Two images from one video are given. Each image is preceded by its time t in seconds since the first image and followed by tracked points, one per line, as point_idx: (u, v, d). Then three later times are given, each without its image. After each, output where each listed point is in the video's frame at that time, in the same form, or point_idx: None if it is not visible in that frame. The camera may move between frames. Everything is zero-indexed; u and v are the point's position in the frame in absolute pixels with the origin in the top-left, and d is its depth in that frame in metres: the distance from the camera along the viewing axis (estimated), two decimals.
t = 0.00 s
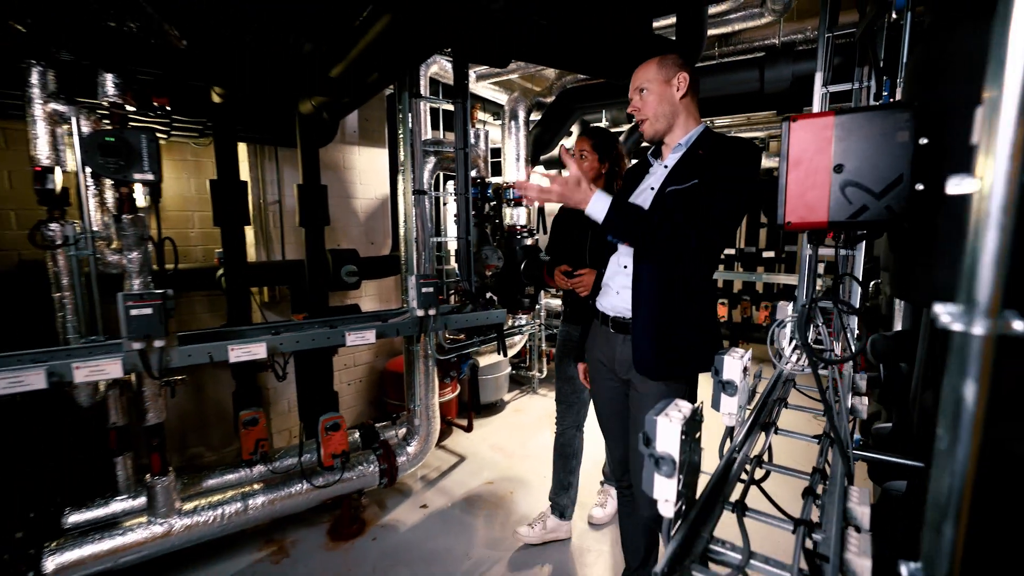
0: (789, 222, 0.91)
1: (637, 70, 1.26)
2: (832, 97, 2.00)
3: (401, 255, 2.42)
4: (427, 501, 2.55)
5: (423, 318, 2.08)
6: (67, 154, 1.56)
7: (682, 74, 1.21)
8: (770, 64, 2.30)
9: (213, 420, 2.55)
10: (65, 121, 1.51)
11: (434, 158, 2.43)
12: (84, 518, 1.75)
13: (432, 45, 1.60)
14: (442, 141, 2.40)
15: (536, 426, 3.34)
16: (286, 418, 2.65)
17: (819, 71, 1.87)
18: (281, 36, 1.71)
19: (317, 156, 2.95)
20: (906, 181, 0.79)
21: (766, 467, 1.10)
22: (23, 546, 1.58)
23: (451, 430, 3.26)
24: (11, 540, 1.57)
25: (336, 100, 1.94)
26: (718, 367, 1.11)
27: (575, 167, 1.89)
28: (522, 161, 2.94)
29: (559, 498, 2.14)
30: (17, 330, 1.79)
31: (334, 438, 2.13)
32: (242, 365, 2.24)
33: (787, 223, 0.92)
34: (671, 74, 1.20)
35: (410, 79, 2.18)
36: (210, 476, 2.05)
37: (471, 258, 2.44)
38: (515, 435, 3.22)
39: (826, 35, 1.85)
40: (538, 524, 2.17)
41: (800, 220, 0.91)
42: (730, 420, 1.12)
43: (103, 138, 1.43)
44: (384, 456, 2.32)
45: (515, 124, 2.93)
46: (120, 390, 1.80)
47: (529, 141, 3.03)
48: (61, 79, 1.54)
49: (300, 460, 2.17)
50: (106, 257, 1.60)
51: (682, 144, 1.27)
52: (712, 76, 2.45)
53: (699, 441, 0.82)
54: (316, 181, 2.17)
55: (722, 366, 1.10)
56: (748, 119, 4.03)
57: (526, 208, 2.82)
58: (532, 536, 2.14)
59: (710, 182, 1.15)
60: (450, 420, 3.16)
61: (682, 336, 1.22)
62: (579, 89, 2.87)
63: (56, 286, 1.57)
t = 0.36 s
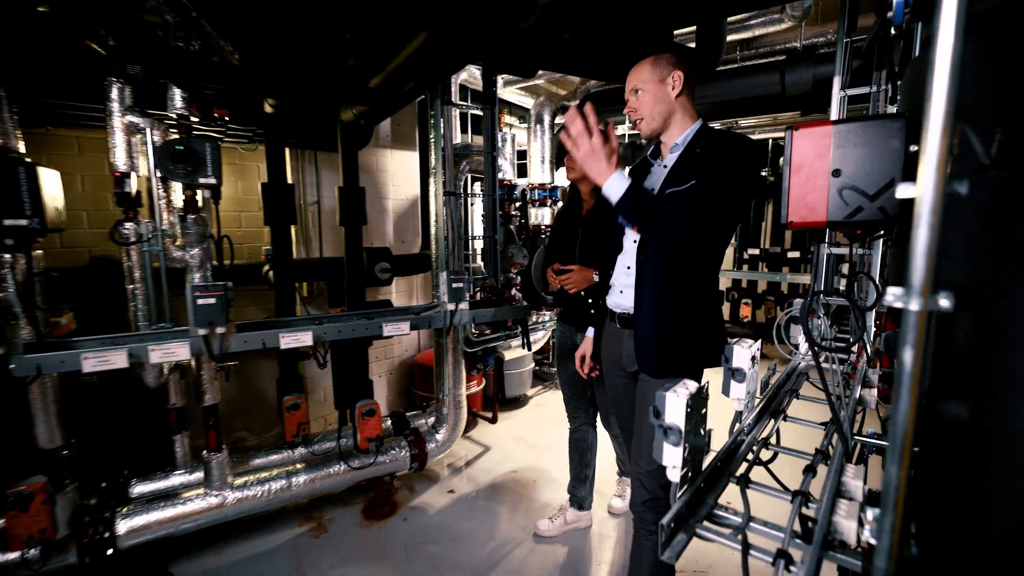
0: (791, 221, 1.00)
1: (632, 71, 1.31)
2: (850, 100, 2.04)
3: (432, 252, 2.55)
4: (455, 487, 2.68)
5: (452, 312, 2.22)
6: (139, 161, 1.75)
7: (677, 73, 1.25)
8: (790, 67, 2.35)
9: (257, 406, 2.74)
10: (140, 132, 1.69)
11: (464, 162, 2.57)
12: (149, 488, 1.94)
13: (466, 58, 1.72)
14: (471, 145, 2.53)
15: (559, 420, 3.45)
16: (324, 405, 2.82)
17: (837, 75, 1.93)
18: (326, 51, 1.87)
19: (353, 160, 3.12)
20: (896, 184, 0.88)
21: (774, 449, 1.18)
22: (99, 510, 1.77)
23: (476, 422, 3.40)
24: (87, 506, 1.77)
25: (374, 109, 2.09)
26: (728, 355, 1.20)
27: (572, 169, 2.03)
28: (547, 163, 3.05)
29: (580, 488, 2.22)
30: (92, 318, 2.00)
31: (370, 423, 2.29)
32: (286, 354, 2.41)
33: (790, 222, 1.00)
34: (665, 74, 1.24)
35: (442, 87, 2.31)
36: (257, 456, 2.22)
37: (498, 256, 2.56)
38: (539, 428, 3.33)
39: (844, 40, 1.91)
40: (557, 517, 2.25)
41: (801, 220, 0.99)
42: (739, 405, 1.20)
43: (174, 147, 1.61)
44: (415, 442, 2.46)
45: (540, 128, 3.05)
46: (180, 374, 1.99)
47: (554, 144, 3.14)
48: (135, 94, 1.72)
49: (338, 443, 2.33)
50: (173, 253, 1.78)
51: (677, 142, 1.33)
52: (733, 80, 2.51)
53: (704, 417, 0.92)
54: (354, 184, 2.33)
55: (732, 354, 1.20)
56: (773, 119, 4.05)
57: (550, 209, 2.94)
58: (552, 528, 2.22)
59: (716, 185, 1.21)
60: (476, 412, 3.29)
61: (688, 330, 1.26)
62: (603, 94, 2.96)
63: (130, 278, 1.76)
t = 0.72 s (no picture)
0: (791, 224, 1.10)
1: (615, 87, 1.30)
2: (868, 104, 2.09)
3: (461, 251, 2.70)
4: (480, 475, 2.82)
5: (480, 308, 2.36)
6: (201, 169, 1.94)
7: (654, 84, 1.22)
8: (810, 71, 2.39)
9: (298, 393, 2.94)
10: (202, 143, 1.88)
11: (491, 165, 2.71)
12: (207, 466, 2.15)
13: (494, 72, 1.85)
14: (498, 149, 2.66)
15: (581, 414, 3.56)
16: (360, 394, 3.02)
17: (854, 80, 1.98)
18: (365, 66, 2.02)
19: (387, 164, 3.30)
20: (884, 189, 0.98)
21: (779, 433, 1.28)
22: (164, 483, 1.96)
23: (501, 414, 3.54)
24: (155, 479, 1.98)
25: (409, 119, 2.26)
26: (735, 347, 1.28)
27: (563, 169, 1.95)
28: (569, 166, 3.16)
29: (602, 477, 2.34)
30: (157, 310, 2.21)
31: (403, 411, 2.44)
32: (325, 346, 2.60)
33: (791, 224, 1.10)
34: (644, 88, 1.23)
35: (471, 96, 2.45)
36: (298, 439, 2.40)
37: (523, 255, 2.69)
38: (561, 421, 3.45)
39: (861, 46, 1.95)
40: (578, 505, 2.37)
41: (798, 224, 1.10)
42: (746, 394, 1.29)
43: (234, 156, 1.79)
44: (443, 431, 2.61)
45: (564, 132, 3.16)
46: (232, 362, 2.18)
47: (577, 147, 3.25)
48: (198, 109, 1.91)
49: (374, 429, 2.50)
50: (230, 252, 1.96)
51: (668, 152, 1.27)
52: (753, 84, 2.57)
53: (707, 398, 1.02)
54: (390, 187, 2.49)
55: (740, 347, 1.27)
56: (798, 118, 4.05)
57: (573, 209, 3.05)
58: (572, 514, 2.34)
59: (710, 186, 1.14)
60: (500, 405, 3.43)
61: (682, 342, 1.22)
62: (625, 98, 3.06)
63: (193, 274, 1.95)
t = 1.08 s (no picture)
0: (798, 227, 1.18)
1: (594, 96, 1.31)
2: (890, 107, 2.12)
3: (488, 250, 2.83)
4: (505, 465, 2.94)
5: (508, 305, 2.48)
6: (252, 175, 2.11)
7: (631, 90, 1.22)
8: (833, 74, 2.42)
9: (334, 385, 3.12)
10: (254, 151, 2.06)
11: (517, 168, 2.83)
12: (254, 448, 2.33)
13: (522, 82, 1.96)
14: (524, 153, 2.78)
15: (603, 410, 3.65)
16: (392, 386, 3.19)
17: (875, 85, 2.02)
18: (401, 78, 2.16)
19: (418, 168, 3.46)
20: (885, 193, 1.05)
21: (790, 423, 1.36)
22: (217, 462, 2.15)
23: (525, 409, 3.66)
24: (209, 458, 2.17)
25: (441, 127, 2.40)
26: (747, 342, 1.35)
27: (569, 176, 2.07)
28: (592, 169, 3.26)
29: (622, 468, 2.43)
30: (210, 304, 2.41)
31: (433, 401, 2.58)
32: (361, 340, 2.76)
33: (798, 227, 1.19)
34: (621, 93, 1.23)
35: (499, 103, 2.57)
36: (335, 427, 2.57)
37: (547, 255, 2.81)
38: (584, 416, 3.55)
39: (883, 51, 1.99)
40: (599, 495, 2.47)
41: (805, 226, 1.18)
42: (758, 385, 1.37)
43: (283, 164, 1.95)
44: (470, 422, 2.74)
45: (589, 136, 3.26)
46: (277, 353, 2.36)
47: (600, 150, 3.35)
48: (251, 120, 2.09)
49: (405, 419, 2.65)
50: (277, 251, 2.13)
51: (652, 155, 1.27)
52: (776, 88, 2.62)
53: (716, 386, 1.11)
54: (422, 191, 2.63)
55: (752, 342, 1.33)
56: (825, 119, 4.03)
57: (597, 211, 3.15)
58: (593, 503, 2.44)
59: (681, 195, 1.12)
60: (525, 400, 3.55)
61: (658, 353, 1.24)
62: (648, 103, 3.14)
63: (245, 272, 2.13)
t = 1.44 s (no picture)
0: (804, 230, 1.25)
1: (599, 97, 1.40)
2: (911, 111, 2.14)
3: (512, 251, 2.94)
4: (527, 457, 3.06)
5: (531, 303, 2.59)
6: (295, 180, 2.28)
7: (633, 90, 1.30)
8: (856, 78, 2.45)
9: (365, 377, 3.29)
10: (297, 158, 2.23)
11: (541, 171, 2.94)
12: (291, 434, 2.50)
13: (546, 91, 2.07)
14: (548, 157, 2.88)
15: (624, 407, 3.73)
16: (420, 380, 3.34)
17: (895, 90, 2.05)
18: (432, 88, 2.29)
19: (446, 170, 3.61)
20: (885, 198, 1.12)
21: (798, 416, 1.43)
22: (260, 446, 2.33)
23: (547, 405, 3.76)
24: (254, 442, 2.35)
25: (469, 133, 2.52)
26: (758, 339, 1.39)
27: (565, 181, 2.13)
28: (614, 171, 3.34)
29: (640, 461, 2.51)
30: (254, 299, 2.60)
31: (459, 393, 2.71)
32: (391, 334, 2.92)
33: (803, 229, 1.26)
34: (625, 94, 1.32)
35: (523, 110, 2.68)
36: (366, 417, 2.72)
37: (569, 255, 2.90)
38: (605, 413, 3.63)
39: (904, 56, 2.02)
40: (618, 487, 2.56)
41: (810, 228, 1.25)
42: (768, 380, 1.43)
43: (323, 170, 2.11)
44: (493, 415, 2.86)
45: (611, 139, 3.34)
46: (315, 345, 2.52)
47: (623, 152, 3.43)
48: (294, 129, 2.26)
49: (432, 410, 2.79)
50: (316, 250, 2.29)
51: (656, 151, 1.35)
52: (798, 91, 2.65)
53: (722, 377, 1.19)
54: (450, 193, 2.77)
55: (763, 339, 1.38)
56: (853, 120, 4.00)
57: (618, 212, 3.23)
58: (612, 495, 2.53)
59: (679, 199, 1.20)
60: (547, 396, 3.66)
61: (652, 358, 1.32)
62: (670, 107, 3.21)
63: (287, 270, 2.30)
